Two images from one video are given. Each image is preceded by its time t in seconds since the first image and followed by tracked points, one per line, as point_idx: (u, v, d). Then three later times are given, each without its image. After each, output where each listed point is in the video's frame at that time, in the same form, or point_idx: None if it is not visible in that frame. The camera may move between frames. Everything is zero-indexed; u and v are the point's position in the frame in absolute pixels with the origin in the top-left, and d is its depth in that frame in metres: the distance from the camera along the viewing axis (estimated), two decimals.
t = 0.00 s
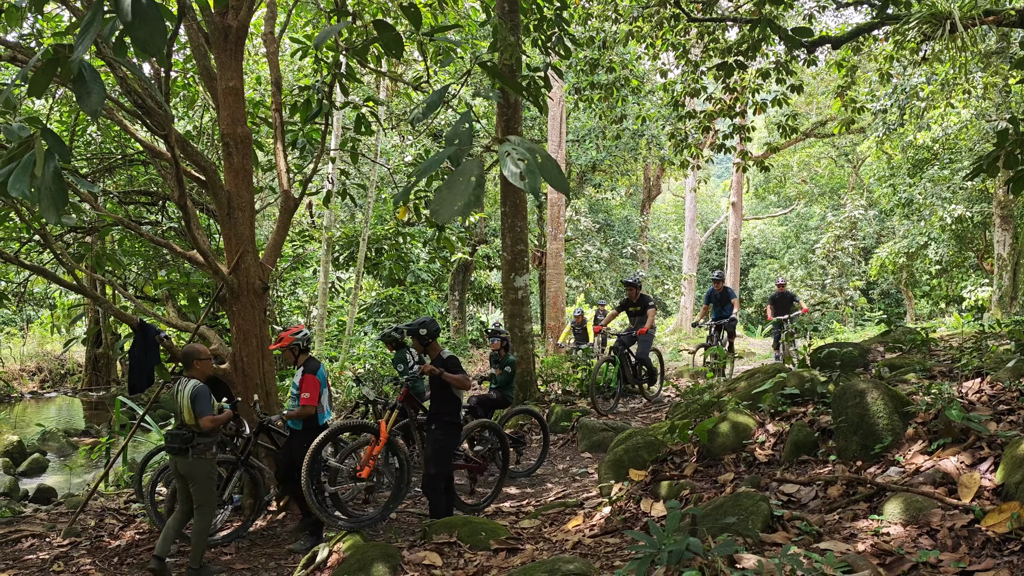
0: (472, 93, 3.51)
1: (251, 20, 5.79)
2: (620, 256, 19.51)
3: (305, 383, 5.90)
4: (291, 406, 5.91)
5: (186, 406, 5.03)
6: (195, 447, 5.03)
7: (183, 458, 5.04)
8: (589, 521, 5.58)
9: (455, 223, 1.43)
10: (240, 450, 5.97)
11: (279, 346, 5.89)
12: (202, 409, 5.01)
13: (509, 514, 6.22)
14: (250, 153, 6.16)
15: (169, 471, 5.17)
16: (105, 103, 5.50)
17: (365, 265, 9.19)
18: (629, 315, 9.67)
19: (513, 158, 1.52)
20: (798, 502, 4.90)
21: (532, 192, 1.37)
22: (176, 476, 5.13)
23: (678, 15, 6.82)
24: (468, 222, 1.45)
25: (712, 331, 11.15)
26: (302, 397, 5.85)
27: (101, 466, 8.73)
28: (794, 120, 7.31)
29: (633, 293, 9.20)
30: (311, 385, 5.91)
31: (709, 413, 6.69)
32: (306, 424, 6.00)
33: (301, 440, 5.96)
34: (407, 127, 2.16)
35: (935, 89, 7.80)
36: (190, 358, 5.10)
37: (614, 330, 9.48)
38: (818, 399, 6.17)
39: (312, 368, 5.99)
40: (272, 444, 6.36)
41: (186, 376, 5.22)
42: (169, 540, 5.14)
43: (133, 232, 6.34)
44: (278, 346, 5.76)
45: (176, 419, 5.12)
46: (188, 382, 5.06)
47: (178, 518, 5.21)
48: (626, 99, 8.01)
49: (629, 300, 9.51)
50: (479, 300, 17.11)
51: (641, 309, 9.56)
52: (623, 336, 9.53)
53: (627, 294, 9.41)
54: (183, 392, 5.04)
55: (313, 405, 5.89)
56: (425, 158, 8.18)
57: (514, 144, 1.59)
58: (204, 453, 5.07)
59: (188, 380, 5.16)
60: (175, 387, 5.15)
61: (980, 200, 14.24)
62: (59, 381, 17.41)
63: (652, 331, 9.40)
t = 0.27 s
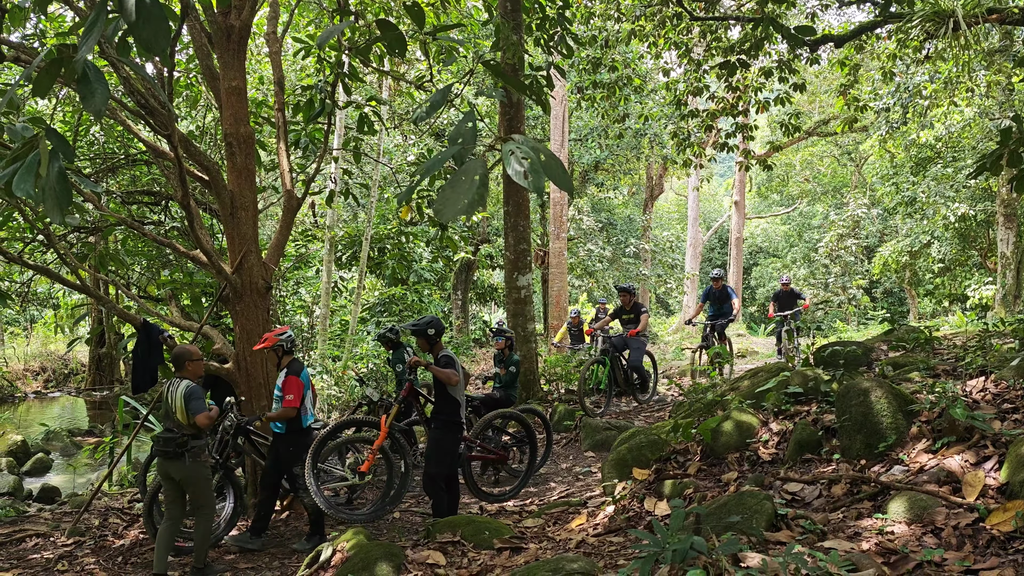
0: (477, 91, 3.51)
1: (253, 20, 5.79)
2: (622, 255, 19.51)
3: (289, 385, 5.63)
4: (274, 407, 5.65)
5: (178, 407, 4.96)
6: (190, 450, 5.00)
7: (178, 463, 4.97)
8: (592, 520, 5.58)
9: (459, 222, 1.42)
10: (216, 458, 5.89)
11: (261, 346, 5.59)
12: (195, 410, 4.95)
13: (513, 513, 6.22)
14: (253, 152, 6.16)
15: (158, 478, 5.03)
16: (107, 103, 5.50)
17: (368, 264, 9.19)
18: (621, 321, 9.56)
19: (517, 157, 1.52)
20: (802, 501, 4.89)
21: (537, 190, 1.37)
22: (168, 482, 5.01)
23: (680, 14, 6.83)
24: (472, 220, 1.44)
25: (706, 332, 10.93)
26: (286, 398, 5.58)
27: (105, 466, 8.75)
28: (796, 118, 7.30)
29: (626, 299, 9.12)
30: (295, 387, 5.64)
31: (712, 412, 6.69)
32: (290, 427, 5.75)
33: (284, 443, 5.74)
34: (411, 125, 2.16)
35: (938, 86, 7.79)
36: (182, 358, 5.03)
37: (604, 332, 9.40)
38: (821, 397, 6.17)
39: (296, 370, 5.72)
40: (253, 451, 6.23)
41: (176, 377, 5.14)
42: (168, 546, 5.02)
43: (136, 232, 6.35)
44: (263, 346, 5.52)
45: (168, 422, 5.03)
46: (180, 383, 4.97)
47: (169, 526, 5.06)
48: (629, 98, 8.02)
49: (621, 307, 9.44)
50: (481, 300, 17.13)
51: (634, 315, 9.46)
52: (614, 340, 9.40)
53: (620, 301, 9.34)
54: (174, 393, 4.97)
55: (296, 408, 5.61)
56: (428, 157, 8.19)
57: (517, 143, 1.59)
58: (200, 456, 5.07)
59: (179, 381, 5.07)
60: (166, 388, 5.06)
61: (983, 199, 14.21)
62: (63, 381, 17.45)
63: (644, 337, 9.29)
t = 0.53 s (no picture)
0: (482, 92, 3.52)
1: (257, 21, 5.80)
2: (625, 256, 19.49)
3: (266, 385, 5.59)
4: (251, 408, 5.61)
5: (176, 408, 4.90)
6: (183, 451, 4.94)
7: (171, 464, 4.92)
8: (596, 520, 5.58)
9: (465, 222, 1.43)
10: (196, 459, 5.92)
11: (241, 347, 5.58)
12: (195, 411, 4.92)
13: (517, 514, 6.22)
14: (256, 153, 6.17)
15: (151, 480, 4.99)
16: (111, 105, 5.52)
17: (372, 265, 9.20)
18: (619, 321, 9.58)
19: (522, 157, 1.53)
20: (807, 501, 4.89)
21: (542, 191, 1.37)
22: (162, 484, 4.97)
23: (683, 14, 6.84)
24: (477, 221, 1.44)
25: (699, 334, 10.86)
26: (262, 398, 5.54)
27: (110, 467, 8.77)
28: (800, 118, 7.30)
29: (620, 298, 9.19)
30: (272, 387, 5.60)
31: (716, 412, 6.70)
32: (265, 429, 5.69)
33: (255, 446, 5.68)
34: (416, 126, 2.16)
35: (940, 86, 7.80)
36: (178, 359, 5.00)
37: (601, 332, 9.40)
38: (825, 397, 6.16)
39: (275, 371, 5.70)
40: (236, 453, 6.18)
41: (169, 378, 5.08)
42: (167, 548, 5.00)
43: (140, 234, 6.35)
44: (243, 345, 5.51)
45: (160, 423, 4.95)
46: (178, 384, 4.95)
47: (166, 528, 5.03)
48: (631, 98, 8.02)
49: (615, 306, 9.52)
50: (484, 300, 17.13)
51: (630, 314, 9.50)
52: (612, 340, 9.37)
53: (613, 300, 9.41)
54: (172, 394, 4.92)
55: (273, 408, 5.56)
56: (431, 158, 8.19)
57: (521, 143, 1.59)
58: (193, 457, 5.00)
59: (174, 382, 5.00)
60: (160, 390, 4.97)
61: (987, 198, 14.18)
62: (67, 383, 17.46)
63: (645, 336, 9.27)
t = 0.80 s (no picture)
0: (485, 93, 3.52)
1: (260, 23, 5.81)
2: (628, 256, 19.47)
3: (251, 386, 5.44)
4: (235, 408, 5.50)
5: (185, 410, 4.84)
6: (190, 453, 4.91)
7: (178, 466, 4.90)
8: (599, 520, 5.58)
9: (469, 224, 1.44)
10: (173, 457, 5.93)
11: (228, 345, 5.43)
12: (205, 413, 4.86)
13: (520, 514, 6.23)
14: (259, 155, 6.18)
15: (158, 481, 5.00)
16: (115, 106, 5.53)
17: (375, 266, 9.21)
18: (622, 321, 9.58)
19: (525, 158, 1.54)
20: (810, 501, 4.89)
21: (546, 192, 1.37)
22: (167, 486, 4.98)
23: (685, 14, 6.85)
24: (481, 223, 1.45)
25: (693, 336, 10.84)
26: (245, 399, 5.40)
27: (114, 468, 8.79)
28: (803, 118, 7.29)
29: (621, 299, 9.21)
30: (257, 388, 5.45)
31: (719, 412, 6.70)
32: (250, 428, 5.60)
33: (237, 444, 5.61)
34: (419, 127, 2.17)
35: (943, 86, 7.79)
36: (183, 361, 4.93)
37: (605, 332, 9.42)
38: (828, 397, 6.16)
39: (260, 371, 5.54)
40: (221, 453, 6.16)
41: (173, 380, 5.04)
42: (173, 549, 5.06)
43: (144, 235, 6.38)
44: (230, 346, 5.34)
45: (167, 426, 4.89)
46: (185, 385, 4.88)
47: (172, 529, 5.07)
48: (634, 99, 8.02)
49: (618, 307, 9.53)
50: (487, 301, 17.20)
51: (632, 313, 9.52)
52: (617, 340, 9.40)
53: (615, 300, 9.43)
54: (180, 396, 4.85)
55: (256, 409, 5.44)
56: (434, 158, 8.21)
57: (525, 145, 1.60)
58: (200, 459, 4.96)
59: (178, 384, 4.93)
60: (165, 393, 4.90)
61: (990, 197, 14.14)
62: (71, 383, 17.48)
63: (648, 336, 9.30)
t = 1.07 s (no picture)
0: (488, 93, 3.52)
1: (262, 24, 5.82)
2: (631, 255, 19.46)
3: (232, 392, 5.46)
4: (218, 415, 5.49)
5: (194, 414, 4.85)
6: (201, 455, 4.88)
7: (189, 468, 4.88)
8: (603, 521, 5.58)
9: (471, 224, 1.43)
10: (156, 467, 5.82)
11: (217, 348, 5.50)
12: (212, 417, 4.85)
13: (524, 514, 6.23)
14: (263, 155, 6.19)
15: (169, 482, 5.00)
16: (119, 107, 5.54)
17: (378, 266, 9.22)
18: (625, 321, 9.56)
19: (528, 159, 1.53)
20: (814, 501, 4.89)
21: (549, 192, 1.37)
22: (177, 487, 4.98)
23: (688, 14, 6.85)
24: (484, 223, 1.45)
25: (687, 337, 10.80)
26: (226, 404, 5.39)
27: (118, 468, 8.81)
28: (806, 118, 7.27)
29: (626, 297, 9.20)
30: (238, 395, 5.46)
31: (722, 412, 6.70)
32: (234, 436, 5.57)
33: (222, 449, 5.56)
34: (423, 128, 2.17)
35: (947, 85, 7.77)
36: (193, 363, 4.88)
37: (606, 331, 9.42)
38: (832, 397, 6.16)
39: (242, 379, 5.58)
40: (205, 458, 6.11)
41: (186, 382, 5.02)
42: (180, 550, 5.07)
43: (147, 236, 6.39)
44: (219, 349, 5.43)
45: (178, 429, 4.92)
46: (194, 390, 4.90)
47: (183, 530, 5.07)
48: (636, 99, 8.02)
49: (621, 306, 9.51)
50: (490, 301, 17.22)
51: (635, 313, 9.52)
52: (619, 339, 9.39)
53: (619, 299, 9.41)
54: (189, 401, 4.87)
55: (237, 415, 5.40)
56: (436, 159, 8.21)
57: (529, 144, 1.59)
58: (211, 462, 4.93)
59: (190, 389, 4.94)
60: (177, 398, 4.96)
61: (994, 196, 14.10)
62: (75, 385, 17.51)
63: (648, 335, 9.28)
